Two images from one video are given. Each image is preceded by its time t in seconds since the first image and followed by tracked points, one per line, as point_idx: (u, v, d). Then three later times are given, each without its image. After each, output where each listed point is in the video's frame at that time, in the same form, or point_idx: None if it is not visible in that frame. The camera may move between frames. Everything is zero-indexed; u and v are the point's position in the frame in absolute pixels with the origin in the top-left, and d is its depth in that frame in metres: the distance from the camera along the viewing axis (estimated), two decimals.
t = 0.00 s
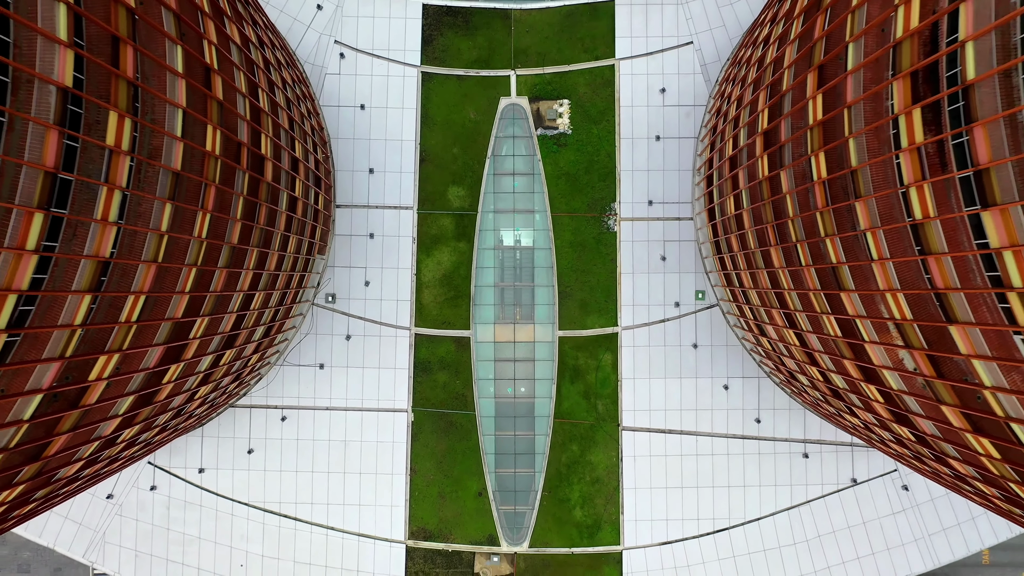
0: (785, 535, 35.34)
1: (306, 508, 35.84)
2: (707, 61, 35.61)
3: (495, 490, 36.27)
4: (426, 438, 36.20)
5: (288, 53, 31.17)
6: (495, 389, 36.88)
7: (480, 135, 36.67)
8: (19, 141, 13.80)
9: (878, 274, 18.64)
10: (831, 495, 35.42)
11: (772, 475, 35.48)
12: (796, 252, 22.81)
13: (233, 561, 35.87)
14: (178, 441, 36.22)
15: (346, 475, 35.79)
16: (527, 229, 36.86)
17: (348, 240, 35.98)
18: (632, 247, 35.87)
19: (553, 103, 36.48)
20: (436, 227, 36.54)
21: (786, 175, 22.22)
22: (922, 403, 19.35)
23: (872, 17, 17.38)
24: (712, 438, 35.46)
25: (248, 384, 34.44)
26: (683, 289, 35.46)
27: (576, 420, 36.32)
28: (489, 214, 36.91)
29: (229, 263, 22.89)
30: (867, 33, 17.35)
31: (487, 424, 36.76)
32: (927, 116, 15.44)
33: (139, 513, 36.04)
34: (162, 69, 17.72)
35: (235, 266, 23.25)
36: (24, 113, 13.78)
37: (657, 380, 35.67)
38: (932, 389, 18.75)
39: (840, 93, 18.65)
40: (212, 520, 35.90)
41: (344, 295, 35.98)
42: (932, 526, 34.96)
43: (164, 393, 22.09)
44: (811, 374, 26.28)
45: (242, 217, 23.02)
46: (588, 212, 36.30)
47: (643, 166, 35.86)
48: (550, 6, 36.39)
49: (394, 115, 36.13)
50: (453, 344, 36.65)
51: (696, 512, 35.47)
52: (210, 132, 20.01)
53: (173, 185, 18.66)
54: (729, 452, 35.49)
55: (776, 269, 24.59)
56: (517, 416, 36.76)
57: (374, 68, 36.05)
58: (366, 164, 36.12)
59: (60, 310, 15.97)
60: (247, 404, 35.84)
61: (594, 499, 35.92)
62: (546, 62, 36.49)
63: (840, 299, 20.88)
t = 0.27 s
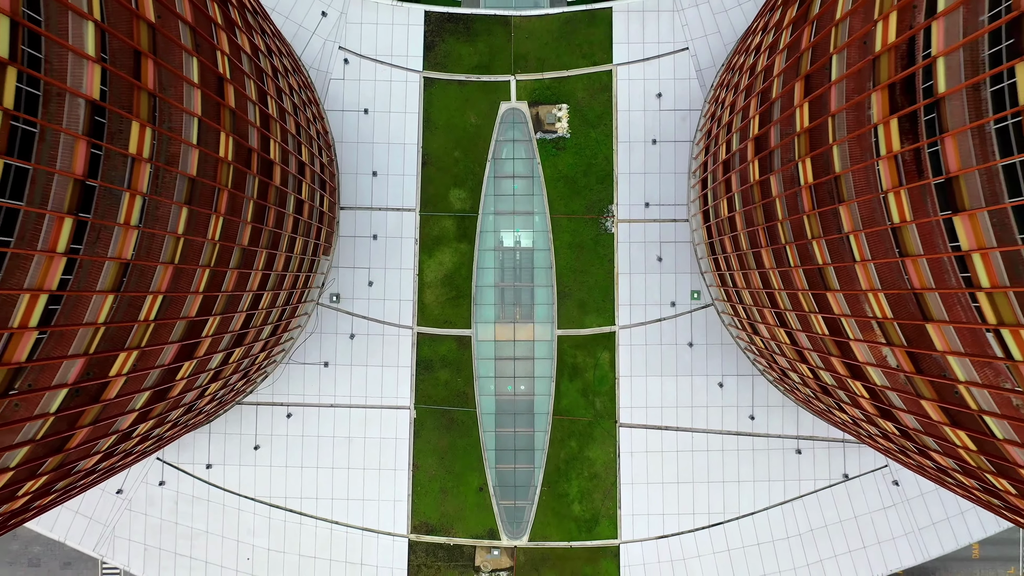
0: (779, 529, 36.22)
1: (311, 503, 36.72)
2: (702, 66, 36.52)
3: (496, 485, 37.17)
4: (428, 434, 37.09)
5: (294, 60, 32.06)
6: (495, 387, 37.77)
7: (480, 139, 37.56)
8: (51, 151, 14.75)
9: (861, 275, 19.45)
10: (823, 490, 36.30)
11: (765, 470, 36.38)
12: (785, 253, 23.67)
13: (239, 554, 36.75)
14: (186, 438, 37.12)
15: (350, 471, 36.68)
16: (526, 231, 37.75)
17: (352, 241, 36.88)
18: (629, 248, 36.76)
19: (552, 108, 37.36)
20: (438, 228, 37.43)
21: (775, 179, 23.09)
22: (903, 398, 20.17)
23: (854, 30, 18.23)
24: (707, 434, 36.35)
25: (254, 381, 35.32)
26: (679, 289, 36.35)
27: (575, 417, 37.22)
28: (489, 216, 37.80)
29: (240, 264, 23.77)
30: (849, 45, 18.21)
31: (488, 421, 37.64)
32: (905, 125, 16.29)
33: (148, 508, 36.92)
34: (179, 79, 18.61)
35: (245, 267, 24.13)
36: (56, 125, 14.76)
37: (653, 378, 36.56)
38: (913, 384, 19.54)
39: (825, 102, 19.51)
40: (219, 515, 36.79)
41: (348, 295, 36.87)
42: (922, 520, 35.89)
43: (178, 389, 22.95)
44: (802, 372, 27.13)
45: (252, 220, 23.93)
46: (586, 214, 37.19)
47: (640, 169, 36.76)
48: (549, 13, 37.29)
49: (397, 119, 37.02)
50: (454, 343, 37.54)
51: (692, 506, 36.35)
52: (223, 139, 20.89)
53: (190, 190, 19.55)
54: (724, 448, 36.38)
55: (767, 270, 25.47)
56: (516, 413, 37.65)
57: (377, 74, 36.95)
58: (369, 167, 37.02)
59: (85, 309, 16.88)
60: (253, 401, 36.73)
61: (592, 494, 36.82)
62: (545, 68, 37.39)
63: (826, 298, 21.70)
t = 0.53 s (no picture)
0: (773, 523, 37.04)
1: (316, 498, 37.54)
2: (698, 71, 37.36)
3: (496, 481, 38.01)
4: (430, 431, 37.92)
5: (299, 66, 32.87)
6: (495, 385, 38.58)
7: (481, 142, 38.38)
8: (77, 159, 15.57)
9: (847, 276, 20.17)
10: (816, 485, 37.11)
11: (760, 466, 37.20)
12: (776, 255, 24.46)
13: (246, 548, 37.58)
14: (193, 434, 37.94)
15: (354, 467, 37.50)
16: (526, 232, 38.57)
17: (355, 242, 37.72)
18: (626, 249, 37.57)
19: (551, 112, 38.18)
20: (439, 229, 38.25)
21: (767, 183, 23.89)
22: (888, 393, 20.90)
23: (839, 41, 18.99)
24: (703, 431, 37.15)
25: (260, 379, 36.13)
26: (675, 289, 37.17)
27: (573, 414, 38.04)
28: (490, 218, 38.62)
29: (249, 265, 24.58)
30: (835, 55, 18.98)
31: (488, 418, 38.46)
32: (886, 133, 17.06)
33: (156, 503, 37.73)
34: (193, 89, 19.44)
35: (254, 268, 24.93)
36: (82, 134, 15.61)
37: (650, 376, 37.38)
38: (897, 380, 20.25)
39: (813, 109, 20.29)
40: (226, 510, 37.61)
41: (351, 294, 37.68)
42: (913, 515, 36.72)
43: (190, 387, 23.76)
44: (794, 369, 27.89)
45: (261, 222, 24.80)
46: (584, 216, 38.00)
47: (637, 171, 37.58)
48: (548, 19, 38.12)
49: (399, 123, 37.83)
50: (456, 342, 38.36)
51: (688, 502, 37.17)
52: (234, 145, 21.75)
53: (203, 195, 20.41)
54: (719, 445, 37.19)
55: (760, 270, 26.26)
56: (516, 410, 38.47)
57: (380, 78, 37.78)
58: (373, 170, 37.85)
59: (106, 308, 17.67)
60: (259, 398, 37.55)
61: (590, 490, 37.66)
62: (544, 72, 38.21)
63: (815, 298, 22.45)
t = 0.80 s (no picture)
0: (767, 518, 37.87)
1: (320, 494, 38.36)
2: (694, 76, 38.18)
3: (496, 477, 38.84)
4: (432, 428, 38.76)
5: (304, 71, 33.69)
6: (496, 383, 39.40)
7: (482, 145, 39.21)
8: (100, 166, 16.41)
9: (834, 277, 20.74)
10: (810, 481, 37.93)
11: (755, 462, 38.03)
12: (768, 256, 25.12)
13: (251, 543, 38.40)
14: (200, 431, 38.77)
15: (357, 463, 38.33)
16: (526, 233, 39.39)
17: (359, 243, 38.55)
18: (624, 250, 38.39)
19: (551, 115, 39.01)
20: (441, 231, 39.08)
21: (759, 187, 24.58)
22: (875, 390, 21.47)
23: (826, 51, 19.74)
24: (699, 428, 37.98)
25: (266, 377, 36.95)
26: (672, 289, 38.00)
27: (572, 411, 38.86)
28: (490, 219, 39.43)
29: (257, 266, 25.36)
30: (822, 65, 19.71)
31: (489, 416, 39.28)
32: (869, 140, 17.65)
33: (163, 498, 38.55)
34: (206, 97, 20.23)
35: (262, 269, 25.71)
36: (104, 142, 16.42)
37: (648, 374, 38.20)
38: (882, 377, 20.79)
39: (802, 116, 21.00)
40: (232, 505, 38.44)
41: (355, 294, 38.51)
42: (904, 510, 37.56)
43: (201, 384, 24.56)
44: (786, 367, 28.51)
45: (269, 225, 25.65)
46: (583, 217, 38.83)
47: (634, 174, 38.40)
48: (547, 25, 38.96)
49: (402, 126, 38.65)
50: (457, 341, 39.19)
51: (684, 497, 38.00)
52: (243, 150, 22.60)
53: (216, 198, 21.26)
54: (715, 441, 38.02)
55: (753, 270, 26.92)
56: (516, 408, 39.30)
57: (383, 83, 38.61)
58: (376, 172, 38.68)
59: (125, 307, 18.52)
60: (264, 396, 38.37)
61: (589, 485, 38.50)
62: (544, 77, 39.04)
63: (804, 298, 23.05)
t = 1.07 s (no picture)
0: (761, 513, 38.79)
1: (325, 489, 39.26)
2: (690, 81, 39.08)
3: (497, 472, 39.75)
4: (434, 425, 39.66)
5: (310, 77, 34.58)
6: (496, 380, 40.30)
7: (482, 148, 40.12)
8: (122, 173, 17.29)
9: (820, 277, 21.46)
10: (803, 477, 38.85)
11: (749, 458, 38.94)
12: (759, 257, 25.93)
13: (257, 537, 39.31)
14: (207, 428, 39.67)
15: (361, 459, 39.24)
16: (526, 234, 40.29)
17: (362, 244, 39.48)
18: (622, 251, 39.30)
19: (550, 119, 39.92)
20: (443, 232, 40.00)
21: (750, 191, 25.41)
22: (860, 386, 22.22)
23: (812, 62, 20.58)
24: (694, 425, 38.90)
25: (272, 375, 37.85)
26: (668, 289, 38.91)
27: (571, 408, 39.77)
28: (491, 221, 40.33)
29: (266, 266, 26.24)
30: (808, 75, 20.51)
31: (489, 413, 40.18)
32: (852, 148, 18.41)
33: (171, 493, 39.43)
34: (220, 106, 21.08)
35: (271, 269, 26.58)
36: (127, 151, 17.25)
37: (644, 372, 39.12)
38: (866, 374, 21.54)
39: (790, 123, 21.83)
40: (238, 500, 39.35)
41: (359, 294, 39.42)
42: (895, 505, 38.47)
43: (212, 380, 25.44)
44: (778, 365, 29.29)
45: (277, 227, 26.54)
46: (581, 219, 39.73)
47: (632, 176, 39.31)
48: (547, 31, 39.90)
49: (404, 130, 39.57)
50: (458, 340, 40.10)
51: (680, 492, 38.90)
52: (254, 155, 23.49)
53: (229, 202, 22.13)
54: (710, 438, 38.92)
55: (745, 271, 27.73)
56: (516, 405, 40.21)
57: (386, 88, 39.52)
58: (379, 175, 39.58)
59: (145, 307, 19.39)
60: (270, 394, 39.26)
61: (587, 481, 39.42)
62: (543, 82, 39.95)
63: (793, 298, 23.82)
